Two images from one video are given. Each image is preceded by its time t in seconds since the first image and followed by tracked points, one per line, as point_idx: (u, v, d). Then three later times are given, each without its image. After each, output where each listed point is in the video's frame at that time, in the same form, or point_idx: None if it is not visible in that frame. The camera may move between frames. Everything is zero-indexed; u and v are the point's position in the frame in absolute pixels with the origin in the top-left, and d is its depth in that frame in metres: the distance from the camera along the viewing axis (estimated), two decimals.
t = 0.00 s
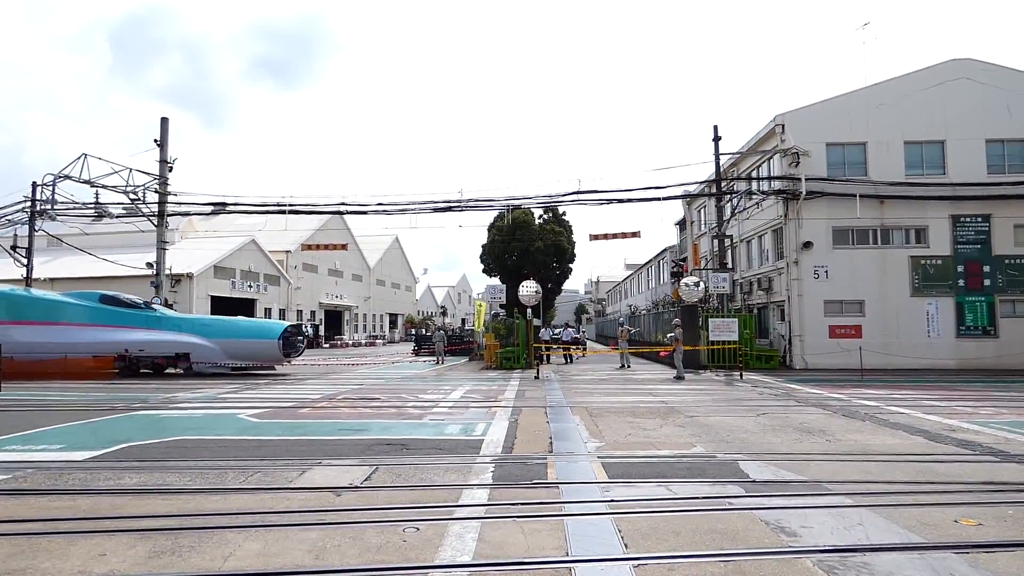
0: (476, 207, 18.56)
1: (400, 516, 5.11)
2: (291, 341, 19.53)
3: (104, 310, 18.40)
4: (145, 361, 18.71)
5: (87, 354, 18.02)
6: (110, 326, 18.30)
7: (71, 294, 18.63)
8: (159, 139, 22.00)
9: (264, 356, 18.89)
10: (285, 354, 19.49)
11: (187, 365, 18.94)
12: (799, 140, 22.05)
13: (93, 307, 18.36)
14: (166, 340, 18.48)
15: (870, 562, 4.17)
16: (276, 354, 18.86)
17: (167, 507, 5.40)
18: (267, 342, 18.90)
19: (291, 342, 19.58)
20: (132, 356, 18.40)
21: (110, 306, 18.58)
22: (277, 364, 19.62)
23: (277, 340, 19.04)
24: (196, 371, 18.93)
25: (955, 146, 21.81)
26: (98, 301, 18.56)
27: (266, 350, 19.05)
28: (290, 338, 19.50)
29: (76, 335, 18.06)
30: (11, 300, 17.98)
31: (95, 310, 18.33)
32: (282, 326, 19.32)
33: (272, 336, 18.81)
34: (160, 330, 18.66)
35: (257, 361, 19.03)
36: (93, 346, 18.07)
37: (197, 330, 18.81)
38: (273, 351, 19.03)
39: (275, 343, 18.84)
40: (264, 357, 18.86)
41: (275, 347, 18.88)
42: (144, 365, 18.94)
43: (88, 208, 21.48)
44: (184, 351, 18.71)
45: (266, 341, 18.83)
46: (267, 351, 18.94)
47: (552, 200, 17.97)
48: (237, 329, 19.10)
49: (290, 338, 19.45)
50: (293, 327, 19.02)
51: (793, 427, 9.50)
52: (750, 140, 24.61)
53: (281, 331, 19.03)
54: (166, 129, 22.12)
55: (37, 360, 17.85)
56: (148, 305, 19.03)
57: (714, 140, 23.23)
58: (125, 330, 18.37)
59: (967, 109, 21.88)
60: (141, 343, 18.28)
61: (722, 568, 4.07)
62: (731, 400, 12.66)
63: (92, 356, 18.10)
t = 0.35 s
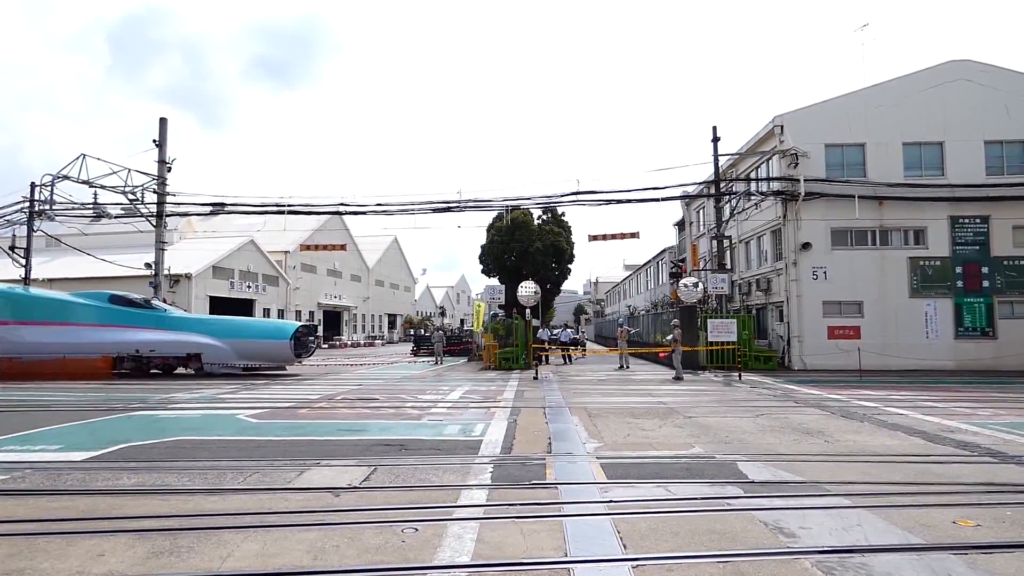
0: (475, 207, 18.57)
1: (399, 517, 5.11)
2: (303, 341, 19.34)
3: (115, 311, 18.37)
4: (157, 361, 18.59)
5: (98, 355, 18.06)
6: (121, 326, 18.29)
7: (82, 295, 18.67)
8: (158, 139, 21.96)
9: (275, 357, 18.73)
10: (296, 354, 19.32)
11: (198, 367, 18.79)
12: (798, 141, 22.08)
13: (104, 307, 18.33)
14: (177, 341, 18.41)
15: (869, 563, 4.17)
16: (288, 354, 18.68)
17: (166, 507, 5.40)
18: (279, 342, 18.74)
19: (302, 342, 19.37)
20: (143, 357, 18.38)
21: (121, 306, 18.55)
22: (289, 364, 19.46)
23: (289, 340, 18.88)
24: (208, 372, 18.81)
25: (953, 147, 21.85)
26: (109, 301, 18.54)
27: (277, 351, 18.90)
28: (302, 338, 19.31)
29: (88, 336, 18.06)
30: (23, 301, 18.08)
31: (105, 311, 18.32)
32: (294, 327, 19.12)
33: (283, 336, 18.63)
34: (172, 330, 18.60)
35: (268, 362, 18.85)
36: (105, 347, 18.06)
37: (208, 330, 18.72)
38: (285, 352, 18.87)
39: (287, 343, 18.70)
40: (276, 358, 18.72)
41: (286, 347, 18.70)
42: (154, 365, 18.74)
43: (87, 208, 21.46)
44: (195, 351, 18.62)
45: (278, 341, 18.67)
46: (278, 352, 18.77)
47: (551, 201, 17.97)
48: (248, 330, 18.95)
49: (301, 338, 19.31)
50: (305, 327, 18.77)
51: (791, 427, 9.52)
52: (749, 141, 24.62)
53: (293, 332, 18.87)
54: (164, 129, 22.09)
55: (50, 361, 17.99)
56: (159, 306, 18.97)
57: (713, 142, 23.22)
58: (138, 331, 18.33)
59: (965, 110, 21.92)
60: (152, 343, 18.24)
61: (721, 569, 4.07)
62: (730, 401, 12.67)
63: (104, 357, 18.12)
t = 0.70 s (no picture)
0: (474, 207, 18.58)
1: (398, 517, 5.11)
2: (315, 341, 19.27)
3: (126, 312, 18.40)
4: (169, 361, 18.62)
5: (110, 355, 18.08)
6: (132, 326, 18.32)
7: (93, 295, 18.72)
8: (157, 140, 21.95)
9: (287, 356, 18.68)
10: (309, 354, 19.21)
11: (209, 367, 18.77)
12: (796, 140, 22.09)
13: (115, 308, 18.37)
14: (188, 341, 18.38)
15: (868, 562, 4.17)
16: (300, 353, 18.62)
17: (165, 508, 5.40)
18: (291, 343, 18.68)
19: (314, 342, 19.32)
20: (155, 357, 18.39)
21: (133, 307, 18.57)
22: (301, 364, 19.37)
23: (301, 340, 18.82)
24: (220, 372, 18.83)
25: (951, 146, 21.87)
26: (120, 302, 18.57)
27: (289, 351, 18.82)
28: (314, 338, 19.28)
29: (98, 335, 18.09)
30: (35, 301, 18.13)
31: (117, 311, 18.36)
32: (306, 327, 19.11)
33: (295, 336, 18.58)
34: (183, 330, 18.57)
35: (280, 362, 18.78)
36: (117, 347, 18.09)
37: (220, 330, 18.67)
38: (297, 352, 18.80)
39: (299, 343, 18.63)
40: (288, 358, 18.66)
41: (298, 347, 18.66)
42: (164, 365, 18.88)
43: (86, 209, 21.45)
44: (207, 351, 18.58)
45: (289, 340, 18.62)
46: (290, 352, 18.71)
47: (550, 201, 17.97)
48: (261, 330, 18.88)
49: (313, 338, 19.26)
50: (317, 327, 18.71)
51: (792, 426, 9.51)
52: (749, 140, 24.60)
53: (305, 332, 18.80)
54: (163, 130, 22.08)
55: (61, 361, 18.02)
56: (171, 306, 18.98)
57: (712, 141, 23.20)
58: (149, 331, 18.34)
59: (964, 108, 21.93)
60: (164, 343, 18.23)
61: (720, 568, 4.07)
62: (729, 400, 12.65)
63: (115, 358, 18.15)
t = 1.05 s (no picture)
0: (473, 208, 18.62)
1: (398, 517, 5.11)
2: (326, 341, 19.26)
3: (136, 312, 18.35)
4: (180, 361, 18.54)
5: (121, 355, 18.04)
6: (143, 326, 18.29)
7: (103, 295, 18.67)
8: (157, 140, 21.94)
9: (298, 357, 18.64)
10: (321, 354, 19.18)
11: (221, 368, 18.75)
12: (795, 141, 22.13)
13: (125, 308, 18.32)
14: (200, 341, 18.37)
15: (867, 563, 4.18)
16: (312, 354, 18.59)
17: (165, 508, 5.40)
18: (303, 343, 18.66)
19: (326, 342, 19.28)
20: (166, 357, 18.36)
21: (143, 307, 18.53)
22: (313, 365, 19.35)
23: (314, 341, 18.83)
24: (231, 373, 18.79)
25: (950, 147, 21.90)
26: (130, 302, 18.52)
27: (301, 351, 18.79)
28: (325, 338, 19.25)
29: (108, 336, 18.02)
30: (46, 301, 18.12)
31: (127, 311, 18.33)
32: (318, 327, 19.08)
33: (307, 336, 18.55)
34: (194, 331, 18.55)
35: (292, 363, 18.75)
36: (127, 347, 18.04)
37: (232, 331, 18.67)
38: (309, 352, 18.78)
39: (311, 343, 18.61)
40: (301, 358, 18.64)
41: (310, 347, 18.62)
42: (174, 367, 18.81)
43: (85, 209, 21.43)
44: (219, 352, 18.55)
45: (301, 341, 18.61)
46: (302, 352, 18.67)
47: (550, 202, 17.99)
48: (273, 330, 18.86)
49: (325, 338, 19.27)
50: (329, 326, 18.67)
51: (790, 427, 9.53)
52: (748, 141, 24.65)
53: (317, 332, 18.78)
54: (163, 130, 22.06)
55: (71, 361, 17.99)
56: (181, 306, 18.95)
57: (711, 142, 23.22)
58: (160, 331, 18.31)
59: (963, 110, 21.97)
60: (175, 343, 18.22)
61: (719, 569, 4.08)
62: (729, 401, 12.66)
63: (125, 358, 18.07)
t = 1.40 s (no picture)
0: (473, 208, 18.64)
1: (399, 517, 5.11)
2: (339, 341, 19.23)
3: (148, 312, 18.33)
4: (192, 361, 18.50)
5: (133, 356, 17.96)
6: (155, 326, 18.27)
7: (114, 295, 18.65)
8: (156, 141, 21.93)
9: (311, 357, 18.60)
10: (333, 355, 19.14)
11: (233, 368, 18.74)
12: (795, 140, 22.14)
13: (136, 308, 18.31)
14: (212, 342, 18.36)
15: (867, 562, 4.18)
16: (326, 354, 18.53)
17: (165, 509, 5.40)
18: (316, 343, 18.61)
19: (339, 342, 19.22)
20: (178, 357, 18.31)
21: (154, 307, 18.51)
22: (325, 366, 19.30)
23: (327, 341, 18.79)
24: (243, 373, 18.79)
25: (950, 147, 21.90)
26: (141, 302, 18.50)
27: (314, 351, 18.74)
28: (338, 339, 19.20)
29: (119, 335, 18.00)
30: (58, 301, 18.14)
31: (139, 311, 18.31)
32: (331, 327, 19.03)
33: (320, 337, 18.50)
34: (206, 331, 18.55)
35: (304, 363, 18.71)
36: (139, 347, 18.02)
37: (244, 331, 18.66)
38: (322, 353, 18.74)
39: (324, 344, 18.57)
40: (314, 358, 18.60)
41: (323, 348, 18.56)
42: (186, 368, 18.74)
43: (84, 209, 21.41)
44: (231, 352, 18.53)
45: (314, 341, 18.56)
46: (315, 352, 18.61)
47: (550, 202, 17.99)
48: (285, 330, 18.84)
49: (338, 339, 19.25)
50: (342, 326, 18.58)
51: (790, 427, 9.52)
52: (748, 141, 24.66)
53: (330, 332, 18.75)
54: (163, 130, 22.05)
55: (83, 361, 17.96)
56: (192, 306, 18.95)
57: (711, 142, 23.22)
58: (173, 331, 18.30)
59: (962, 109, 21.97)
60: (188, 343, 18.20)
61: (719, 569, 4.08)
62: (728, 401, 12.66)
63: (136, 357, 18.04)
